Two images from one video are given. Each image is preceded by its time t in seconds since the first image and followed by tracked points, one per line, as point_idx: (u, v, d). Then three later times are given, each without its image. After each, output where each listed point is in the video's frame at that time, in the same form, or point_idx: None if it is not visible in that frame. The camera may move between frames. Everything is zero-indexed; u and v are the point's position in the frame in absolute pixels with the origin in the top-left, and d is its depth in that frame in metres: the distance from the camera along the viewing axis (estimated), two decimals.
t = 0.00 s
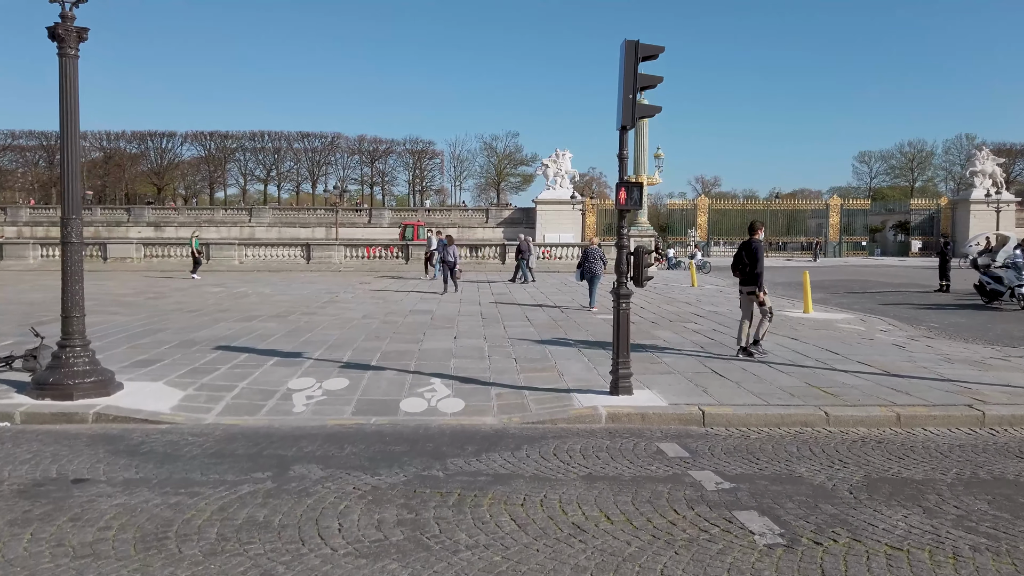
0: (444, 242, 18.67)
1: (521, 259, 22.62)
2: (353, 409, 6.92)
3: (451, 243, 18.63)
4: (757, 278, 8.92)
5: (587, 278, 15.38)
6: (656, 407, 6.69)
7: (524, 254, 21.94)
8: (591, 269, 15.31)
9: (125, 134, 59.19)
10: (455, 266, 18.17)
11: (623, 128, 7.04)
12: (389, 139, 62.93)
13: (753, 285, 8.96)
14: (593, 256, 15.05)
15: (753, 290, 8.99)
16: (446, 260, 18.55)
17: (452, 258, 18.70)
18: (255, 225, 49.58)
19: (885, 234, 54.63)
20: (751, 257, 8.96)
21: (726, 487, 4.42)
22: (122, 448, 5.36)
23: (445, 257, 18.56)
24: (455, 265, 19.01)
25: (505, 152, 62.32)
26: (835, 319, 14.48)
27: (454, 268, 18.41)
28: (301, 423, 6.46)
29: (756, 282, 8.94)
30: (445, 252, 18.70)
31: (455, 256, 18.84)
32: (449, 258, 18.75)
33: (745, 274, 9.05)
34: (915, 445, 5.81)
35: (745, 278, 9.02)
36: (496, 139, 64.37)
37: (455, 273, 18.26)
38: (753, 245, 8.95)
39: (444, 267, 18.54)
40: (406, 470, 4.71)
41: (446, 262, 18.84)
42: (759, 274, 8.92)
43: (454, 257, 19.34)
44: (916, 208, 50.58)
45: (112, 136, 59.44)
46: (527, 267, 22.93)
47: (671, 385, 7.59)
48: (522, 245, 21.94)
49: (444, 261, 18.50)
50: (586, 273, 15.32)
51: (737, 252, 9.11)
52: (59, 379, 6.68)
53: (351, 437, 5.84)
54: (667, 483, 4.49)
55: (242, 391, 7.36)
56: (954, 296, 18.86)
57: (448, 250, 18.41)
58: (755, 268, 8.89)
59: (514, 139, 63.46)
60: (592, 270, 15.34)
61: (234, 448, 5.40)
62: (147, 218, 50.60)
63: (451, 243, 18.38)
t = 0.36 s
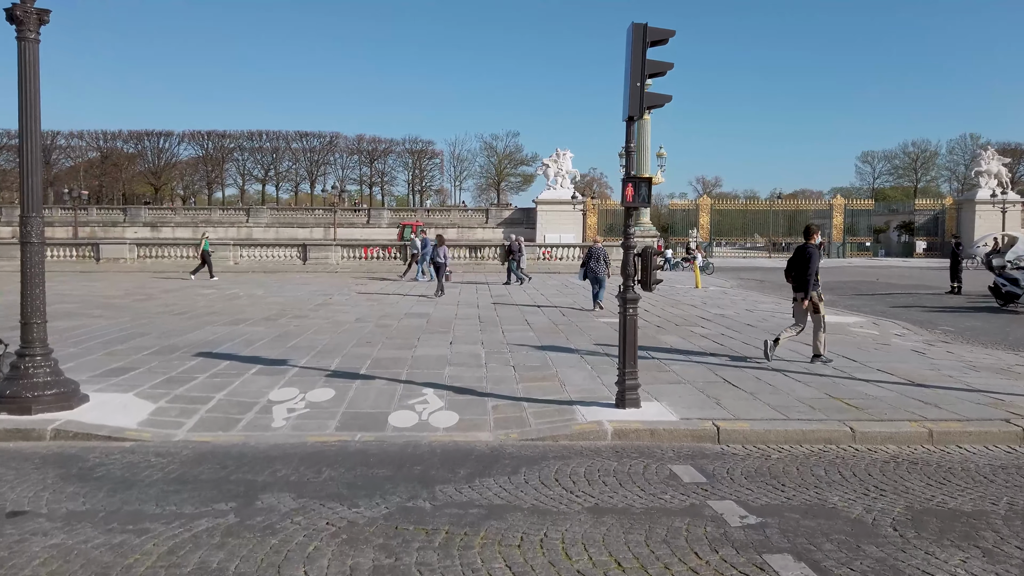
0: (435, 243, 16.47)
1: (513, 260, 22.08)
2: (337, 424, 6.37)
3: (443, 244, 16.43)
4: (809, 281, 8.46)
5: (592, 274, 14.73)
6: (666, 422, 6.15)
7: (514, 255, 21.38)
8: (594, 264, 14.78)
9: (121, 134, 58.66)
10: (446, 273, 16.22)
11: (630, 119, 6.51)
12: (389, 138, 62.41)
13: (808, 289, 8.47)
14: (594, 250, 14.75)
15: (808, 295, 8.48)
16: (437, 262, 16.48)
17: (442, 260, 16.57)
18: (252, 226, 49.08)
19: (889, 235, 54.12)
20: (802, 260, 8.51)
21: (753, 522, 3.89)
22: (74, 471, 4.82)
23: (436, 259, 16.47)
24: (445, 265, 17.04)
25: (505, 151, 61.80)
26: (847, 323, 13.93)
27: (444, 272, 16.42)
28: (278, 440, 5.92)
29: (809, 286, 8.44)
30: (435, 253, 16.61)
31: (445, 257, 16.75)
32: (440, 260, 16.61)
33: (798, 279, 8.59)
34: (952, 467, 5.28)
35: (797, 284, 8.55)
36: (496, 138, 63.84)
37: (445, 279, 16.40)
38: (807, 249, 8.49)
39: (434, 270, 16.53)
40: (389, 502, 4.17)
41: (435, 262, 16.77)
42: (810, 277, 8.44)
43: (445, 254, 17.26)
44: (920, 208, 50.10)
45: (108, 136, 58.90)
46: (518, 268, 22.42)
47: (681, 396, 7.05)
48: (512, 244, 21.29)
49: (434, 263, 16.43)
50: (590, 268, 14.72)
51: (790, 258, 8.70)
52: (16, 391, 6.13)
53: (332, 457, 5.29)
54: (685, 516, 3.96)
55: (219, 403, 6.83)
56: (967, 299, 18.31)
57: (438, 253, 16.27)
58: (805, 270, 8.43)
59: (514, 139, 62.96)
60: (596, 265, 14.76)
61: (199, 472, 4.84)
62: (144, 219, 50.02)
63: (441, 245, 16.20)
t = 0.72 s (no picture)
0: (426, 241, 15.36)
1: (505, 259, 21.52)
2: (320, 435, 5.82)
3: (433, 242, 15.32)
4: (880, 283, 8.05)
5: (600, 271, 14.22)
6: (680, 435, 5.60)
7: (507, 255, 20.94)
8: (601, 262, 14.31)
9: (119, 132, 58.18)
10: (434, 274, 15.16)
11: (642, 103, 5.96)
12: (388, 137, 61.90)
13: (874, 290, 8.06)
14: (600, 249, 14.35)
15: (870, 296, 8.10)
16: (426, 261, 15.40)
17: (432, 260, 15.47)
18: (250, 225, 48.56)
19: (894, 235, 53.57)
20: (870, 260, 8.06)
21: (792, 560, 3.34)
22: (18, 493, 4.30)
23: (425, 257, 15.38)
24: (436, 265, 16.02)
25: (506, 151, 61.28)
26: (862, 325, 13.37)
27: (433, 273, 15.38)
28: (253, 454, 5.37)
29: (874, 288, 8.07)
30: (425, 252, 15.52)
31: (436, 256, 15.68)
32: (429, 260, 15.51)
33: (859, 278, 8.16)
34: (1002, 488, 4.72)
35: (859, 283, 8.10)
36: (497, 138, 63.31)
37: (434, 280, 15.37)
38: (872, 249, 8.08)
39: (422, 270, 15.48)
40: (369, 533, 3.63)
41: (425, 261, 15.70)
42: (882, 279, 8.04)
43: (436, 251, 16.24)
44: (926, 208, 49.53)
45: (105, 135, 58.38)
46: (509, 267, 21.93)
47: (694, 405, 6.48)
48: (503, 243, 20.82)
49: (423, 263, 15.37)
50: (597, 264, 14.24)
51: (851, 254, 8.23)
52: None
53: (309, 476, 4.73)
54: (710, 552, 3.41)
55: (193, 412, 6.27)
56: (982, 299, 17.75)
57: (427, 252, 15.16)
58: (875, 272, 7.98)
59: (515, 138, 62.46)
60: (603, 263, 14.30)
61: (156, 495, 4.28)
62: (141, 218, 49.53)
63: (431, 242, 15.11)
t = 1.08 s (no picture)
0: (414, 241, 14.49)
1: (496, 258, 20.90)
2: (297, 453, 5.28)
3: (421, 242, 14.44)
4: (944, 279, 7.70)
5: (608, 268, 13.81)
6: (697, 454, 5.05)
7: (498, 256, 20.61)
8: (610, 260, 13.93)
9: (117, 131, 57.75)
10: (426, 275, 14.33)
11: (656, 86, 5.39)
12: (389, 136, 61.38)
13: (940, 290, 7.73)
14: (609, 248, 14.01)
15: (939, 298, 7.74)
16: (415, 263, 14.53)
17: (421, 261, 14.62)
18: (248, 225, 48.08)
19: (900, 235, 52.98)
20: (935, 258, 7.75)
21: None
22: None
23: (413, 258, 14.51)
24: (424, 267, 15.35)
25: (508, 150, 60.70)
26: (877, 327, 12.83)
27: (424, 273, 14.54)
28: (220, 476, 4.84)
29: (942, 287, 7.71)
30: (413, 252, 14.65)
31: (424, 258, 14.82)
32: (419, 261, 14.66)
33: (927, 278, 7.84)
34: None
35: (925, 284, 7.82)
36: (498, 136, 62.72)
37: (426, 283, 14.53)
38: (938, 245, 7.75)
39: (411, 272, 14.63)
40: None
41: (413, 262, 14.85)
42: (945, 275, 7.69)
43: (424, 252, 15.40)
44: (932, 208, 48.93)
45: (104, 134, 57.93)
46: (501, 267, 21.44)
47: (708, 418, 5.94)
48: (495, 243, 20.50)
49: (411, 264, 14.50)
50: (607, 261, 13.85)
51: (917, 255, 7.91)
52: None
53: (279, 504, 4.18)
54: None
55: (160, 425, 5.74)
56: (997, 301, 17.22)
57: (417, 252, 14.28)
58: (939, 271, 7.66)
59: (516, 137, 61.90)
60: (612, 260, 13.92)
61: (98, 530, 3.73)
62: (138, 218, 49.06)
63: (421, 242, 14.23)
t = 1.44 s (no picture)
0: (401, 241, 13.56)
1: (488, 258, 20.30)
2: (273, 480, 4.72)
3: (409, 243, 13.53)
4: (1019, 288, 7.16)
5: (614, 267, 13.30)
6: (723, 481, 4.48)
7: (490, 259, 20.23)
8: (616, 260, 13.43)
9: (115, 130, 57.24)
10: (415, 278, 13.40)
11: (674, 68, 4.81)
12: (389, 135, 60.78)
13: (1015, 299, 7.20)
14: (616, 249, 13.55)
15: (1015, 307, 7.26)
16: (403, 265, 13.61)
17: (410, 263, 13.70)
18: (247, 225, 47.53)
19: (906, 235, 52.33)
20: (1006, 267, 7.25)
21: None
22: None
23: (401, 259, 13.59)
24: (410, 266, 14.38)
25: (509, 149, 60.04)
26: (895, 331, 12.26)
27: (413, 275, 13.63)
28: (183, 507, 4.29)
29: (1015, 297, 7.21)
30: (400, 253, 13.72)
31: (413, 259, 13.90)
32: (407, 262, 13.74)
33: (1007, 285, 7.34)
34: None
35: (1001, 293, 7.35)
36: (500, 135, 62.09)
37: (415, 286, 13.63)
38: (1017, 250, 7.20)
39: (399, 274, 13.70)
40: None
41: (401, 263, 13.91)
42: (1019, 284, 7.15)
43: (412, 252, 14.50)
44: (939, 207, 48.28)
45: (102, 133, 57.42)
46: (491, 268, 20.89)
47: (732, 437, 5.36)
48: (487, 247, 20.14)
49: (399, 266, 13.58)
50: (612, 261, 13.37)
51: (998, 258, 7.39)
52: None
53: (244, 548, 3.65)
54: None
55: (124, 446, 5.18)
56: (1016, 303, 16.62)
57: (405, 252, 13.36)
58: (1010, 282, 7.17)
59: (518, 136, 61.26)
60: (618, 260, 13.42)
61: None
62: (136, 218, 48.50)
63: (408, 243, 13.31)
